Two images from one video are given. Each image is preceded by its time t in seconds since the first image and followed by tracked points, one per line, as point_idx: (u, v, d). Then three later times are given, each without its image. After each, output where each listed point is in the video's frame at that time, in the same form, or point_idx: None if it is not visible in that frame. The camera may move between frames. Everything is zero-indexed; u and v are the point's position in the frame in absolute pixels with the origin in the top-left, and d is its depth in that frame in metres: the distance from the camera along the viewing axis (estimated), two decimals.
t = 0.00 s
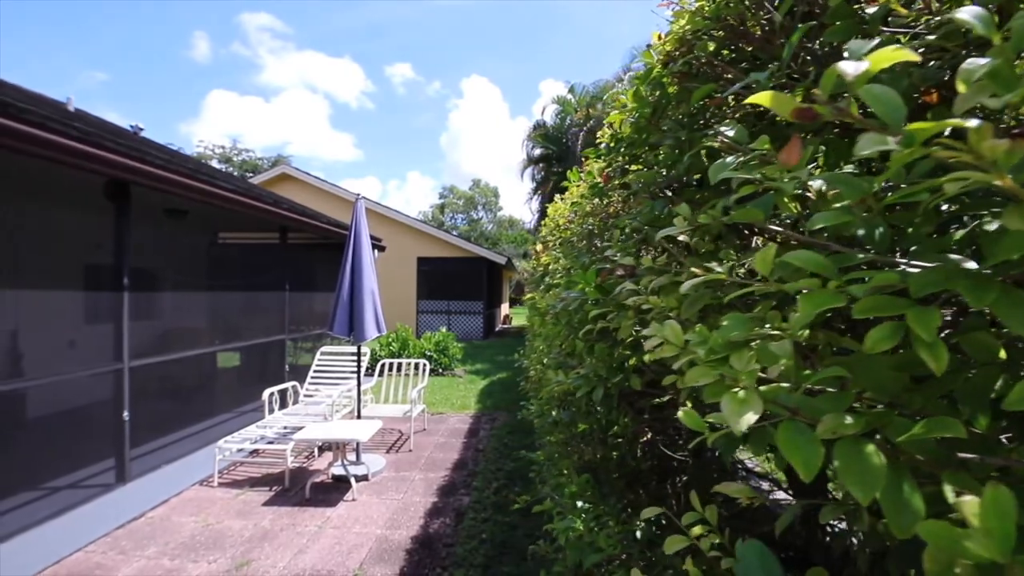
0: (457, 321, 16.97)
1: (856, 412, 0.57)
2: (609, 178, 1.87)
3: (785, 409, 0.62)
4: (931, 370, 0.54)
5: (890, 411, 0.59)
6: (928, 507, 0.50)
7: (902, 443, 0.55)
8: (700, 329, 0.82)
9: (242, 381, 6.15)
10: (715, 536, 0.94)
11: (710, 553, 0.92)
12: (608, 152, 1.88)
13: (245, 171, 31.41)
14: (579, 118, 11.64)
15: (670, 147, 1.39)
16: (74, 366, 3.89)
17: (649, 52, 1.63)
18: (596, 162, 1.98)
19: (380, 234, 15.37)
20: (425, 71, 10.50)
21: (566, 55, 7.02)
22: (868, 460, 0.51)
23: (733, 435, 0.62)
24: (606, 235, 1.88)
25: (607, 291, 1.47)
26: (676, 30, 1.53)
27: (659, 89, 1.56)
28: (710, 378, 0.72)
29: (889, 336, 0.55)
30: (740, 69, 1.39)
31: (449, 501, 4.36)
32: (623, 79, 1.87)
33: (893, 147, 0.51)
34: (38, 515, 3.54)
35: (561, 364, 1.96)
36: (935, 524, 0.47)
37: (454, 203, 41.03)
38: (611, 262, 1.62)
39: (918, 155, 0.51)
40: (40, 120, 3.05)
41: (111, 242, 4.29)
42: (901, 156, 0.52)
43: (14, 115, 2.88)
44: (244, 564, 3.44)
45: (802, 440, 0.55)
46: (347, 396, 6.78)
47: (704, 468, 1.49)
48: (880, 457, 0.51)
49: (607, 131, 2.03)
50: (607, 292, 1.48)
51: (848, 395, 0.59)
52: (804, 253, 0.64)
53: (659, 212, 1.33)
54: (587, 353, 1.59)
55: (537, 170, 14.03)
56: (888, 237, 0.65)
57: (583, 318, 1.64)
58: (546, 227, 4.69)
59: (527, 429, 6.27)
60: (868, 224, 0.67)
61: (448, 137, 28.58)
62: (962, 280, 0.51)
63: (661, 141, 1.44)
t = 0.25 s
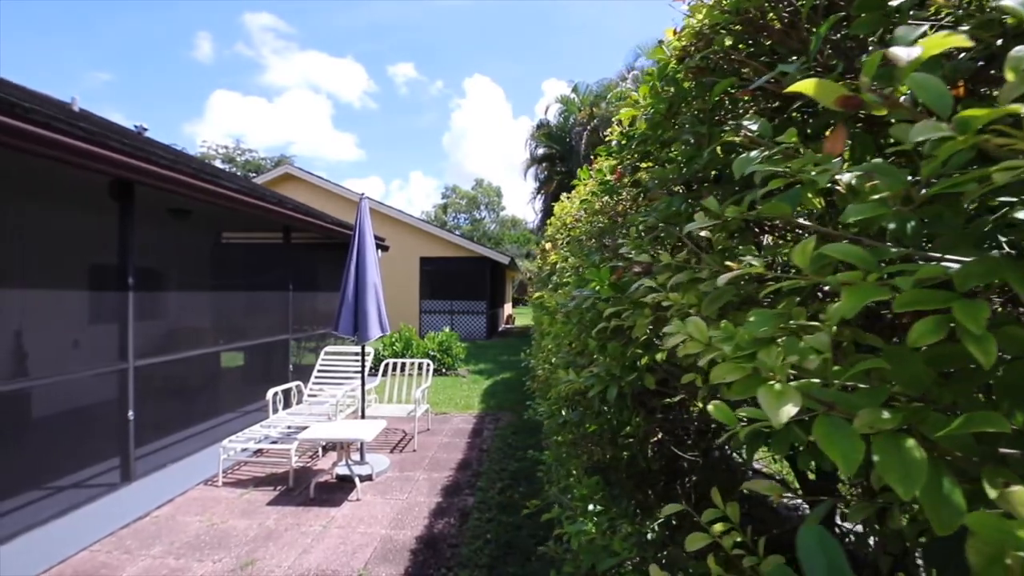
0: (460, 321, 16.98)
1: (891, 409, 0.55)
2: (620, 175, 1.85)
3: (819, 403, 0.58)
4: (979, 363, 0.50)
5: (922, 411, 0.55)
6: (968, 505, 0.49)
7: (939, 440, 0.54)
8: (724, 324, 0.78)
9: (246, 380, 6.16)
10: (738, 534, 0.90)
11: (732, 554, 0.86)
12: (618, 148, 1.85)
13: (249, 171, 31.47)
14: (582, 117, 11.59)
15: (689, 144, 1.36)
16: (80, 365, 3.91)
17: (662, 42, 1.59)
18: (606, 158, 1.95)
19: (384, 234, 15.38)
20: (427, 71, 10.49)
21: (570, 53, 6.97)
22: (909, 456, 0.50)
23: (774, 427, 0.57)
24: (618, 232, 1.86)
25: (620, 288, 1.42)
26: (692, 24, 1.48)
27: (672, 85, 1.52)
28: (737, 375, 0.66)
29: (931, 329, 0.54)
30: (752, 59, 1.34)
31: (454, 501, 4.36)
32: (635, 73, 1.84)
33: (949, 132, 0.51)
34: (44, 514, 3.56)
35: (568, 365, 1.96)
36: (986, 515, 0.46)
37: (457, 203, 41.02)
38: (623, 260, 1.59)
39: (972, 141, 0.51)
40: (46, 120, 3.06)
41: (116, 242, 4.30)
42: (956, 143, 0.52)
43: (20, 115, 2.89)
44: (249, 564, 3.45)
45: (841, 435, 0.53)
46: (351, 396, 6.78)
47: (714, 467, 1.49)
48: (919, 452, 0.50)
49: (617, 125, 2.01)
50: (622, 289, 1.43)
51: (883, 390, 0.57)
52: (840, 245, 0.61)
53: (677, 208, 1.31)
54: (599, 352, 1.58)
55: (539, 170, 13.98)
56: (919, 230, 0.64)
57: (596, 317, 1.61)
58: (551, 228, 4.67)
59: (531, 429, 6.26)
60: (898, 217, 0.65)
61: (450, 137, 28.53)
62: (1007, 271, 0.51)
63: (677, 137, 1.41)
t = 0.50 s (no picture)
0: (463, 321, 16.99)
1: (926, 406, 0.53)
2: (632, 172, 1.83)
3: (854, 401, 0.56)
4: None
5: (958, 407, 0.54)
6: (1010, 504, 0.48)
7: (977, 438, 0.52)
8: (751, 319, 0.73)
9: (249, 381, 6.17)
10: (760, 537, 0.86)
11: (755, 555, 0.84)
12: (630, 145, 1.83)
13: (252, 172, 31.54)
14: (586, 117, 11.57)
15: (706, 139, 1.33)
16: (86, 365, 3.92)
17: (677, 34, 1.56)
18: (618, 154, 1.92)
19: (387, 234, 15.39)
20: (431, 71, 10.48)
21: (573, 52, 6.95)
22: (948, 455, 0.48)
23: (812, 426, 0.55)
24: (631, 230, 1.83)
25: (635, 286, 1.37)
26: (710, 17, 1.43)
27: (687, 80, 1.49)
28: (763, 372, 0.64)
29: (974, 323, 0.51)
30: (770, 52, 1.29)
31: (458, 501, 4.36)
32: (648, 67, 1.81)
33: (1002, 121, 0.49)
34: (50, 513, 3.57)
35: (575, 366, 1.95)
36: None
37: (460, 203, 41.02)
38: (638, 258, 1.56)
39: None
40: (51, 119, 3.06)
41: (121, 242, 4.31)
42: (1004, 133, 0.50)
43: (25, 115, 2.90)
44: (254, 564, 3.45)
45: (877, 431, 0.51)
46: (355, 396, 6.78)
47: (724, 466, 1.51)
48: (961, 451, 0.48)
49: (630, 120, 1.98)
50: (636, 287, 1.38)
51: (915, 388, 0.55)
52: (877, 235, 0.58)
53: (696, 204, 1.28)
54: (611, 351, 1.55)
55: (542, 169, 13.93)
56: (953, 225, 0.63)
57: (610, 318, 1.58)
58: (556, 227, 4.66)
59: (535, 429, 6.26)
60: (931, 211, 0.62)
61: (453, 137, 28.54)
62: None
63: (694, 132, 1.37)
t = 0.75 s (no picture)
0: (467, 321, 16.98)
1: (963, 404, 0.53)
2: (644, 170, 1.81)
3: (889, 399, 0.55)
4: None
5: (995, 408, 0.53)
6: None
7: (1011, 437, 0.51)
8: (777, 317, 0.72)
9: (254, 381, 6.19)
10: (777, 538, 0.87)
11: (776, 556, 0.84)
12: (640, 142, 1.80)
13: (256, 172, 31.58)
14: (590, 116, 11.51)
15: (723, 136, 1.29)
16: (92, 364, 3.94)
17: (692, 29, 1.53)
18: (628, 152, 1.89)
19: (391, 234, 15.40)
20: (434, 70, 10.45)
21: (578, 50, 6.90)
22: (988, 454, 0.48)
23: (851, 423, 0.53)
24: (642, 229, 1.80)
25: (648, 285, 1.33)
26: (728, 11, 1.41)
27: (703, 76, 1.47)
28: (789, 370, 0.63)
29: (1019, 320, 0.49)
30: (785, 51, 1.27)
31: (462, 501, 4.36)
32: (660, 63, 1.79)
33: None
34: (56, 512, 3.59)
35: (583, 367, 1.94)
36: None
37: (462, 203, 41.00)
38: (651, 258, 1.53)
39: None
40: (58, 119, 3.07)
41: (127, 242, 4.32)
42: None
43: (32, 115, 2.91)
44: (259, 563, 3.45)
45: (915, 430, 0.50)
46: (359, 395, 6.79)
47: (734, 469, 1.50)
48: (998, 450, 0.48)
49: (640, 117, 1.95)
50: (651, 286, 1.34)
51: (949, 387, 0.54)
52: (914, 230, 0.55)
53: (713, 202, 1.23)
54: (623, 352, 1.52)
55: (547, 169, 13.74)
56: (984, 220, 0.60)
57: (622, 318, 1.53)
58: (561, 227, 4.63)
59: (539, 429, 6.24)
60: (963, 207, 0.61)
61: (456, 137, 28.54)
62: None
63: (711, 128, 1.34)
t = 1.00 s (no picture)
0: (470, 321, 16.99)
1: (998, 405, 0.52)
2: (653, 170, 1.80)
3: (923, 398, 0.54)
4: None
5: None
6: None
7: None
8: (802, 316, 0.71)
9: (258, 380, 6.21)
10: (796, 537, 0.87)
11: (796, 557, 0.83)
12: (652, 140, 1.79)
13: (259, 172, 31.66)
14: (593, 116, 11.50)
15: (740, 133, 1.27)
16: (98, 364, 3.96)
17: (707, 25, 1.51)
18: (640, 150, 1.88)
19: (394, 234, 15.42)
20: (437, 70, 10.46)
21: (582, 49, 6.91)
22: None
23: (888, 423, 0.53)
24: (654, 228, 1.79)
25: (662, 284, 1.30)
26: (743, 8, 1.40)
27: (719, 74, 1.45)
28: (817, 369, 0.63)
29: None
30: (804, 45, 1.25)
31: (467, 501, 4.36)
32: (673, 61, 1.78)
33: None
34: (62, 511, 3.61)
35: (591, 368, 1.94)
36: None
37: (465, 203, 41.00)
38: (664, 257, 1.51)
39: None
40: (63, 119, 3.08)
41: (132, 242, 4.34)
42: None
43: (38, 115, 2.92)
44: (264, 563, 3.46)
45: (952, 430, 0.50)
46: (363, 395, 6.80)
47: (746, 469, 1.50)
48: None
49: (652, 116, 1.94)
50: (665, 284, 1.31)
51: (985, 387, 0.54)
52: (951, 226, 0.55)
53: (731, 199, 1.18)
54: (635, 352, 1.49)
55: (549, 168, 13.78)
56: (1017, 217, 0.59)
57: (634, 317, 1.49)
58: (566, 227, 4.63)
59: (543, 429, 6.24)
60: (995, 204, 0.60)
61: (459, 137, 28.55)
62: None
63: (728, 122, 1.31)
